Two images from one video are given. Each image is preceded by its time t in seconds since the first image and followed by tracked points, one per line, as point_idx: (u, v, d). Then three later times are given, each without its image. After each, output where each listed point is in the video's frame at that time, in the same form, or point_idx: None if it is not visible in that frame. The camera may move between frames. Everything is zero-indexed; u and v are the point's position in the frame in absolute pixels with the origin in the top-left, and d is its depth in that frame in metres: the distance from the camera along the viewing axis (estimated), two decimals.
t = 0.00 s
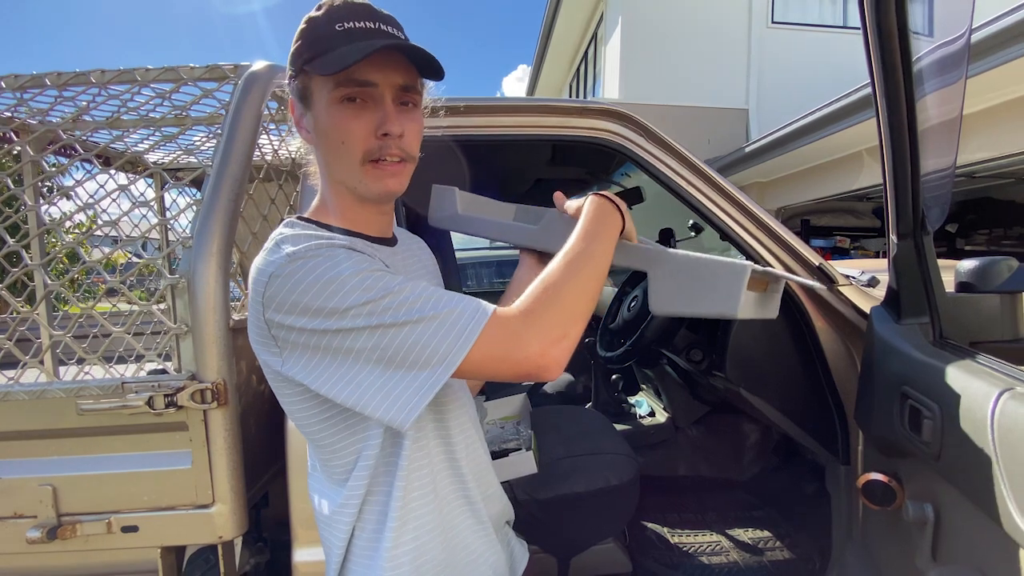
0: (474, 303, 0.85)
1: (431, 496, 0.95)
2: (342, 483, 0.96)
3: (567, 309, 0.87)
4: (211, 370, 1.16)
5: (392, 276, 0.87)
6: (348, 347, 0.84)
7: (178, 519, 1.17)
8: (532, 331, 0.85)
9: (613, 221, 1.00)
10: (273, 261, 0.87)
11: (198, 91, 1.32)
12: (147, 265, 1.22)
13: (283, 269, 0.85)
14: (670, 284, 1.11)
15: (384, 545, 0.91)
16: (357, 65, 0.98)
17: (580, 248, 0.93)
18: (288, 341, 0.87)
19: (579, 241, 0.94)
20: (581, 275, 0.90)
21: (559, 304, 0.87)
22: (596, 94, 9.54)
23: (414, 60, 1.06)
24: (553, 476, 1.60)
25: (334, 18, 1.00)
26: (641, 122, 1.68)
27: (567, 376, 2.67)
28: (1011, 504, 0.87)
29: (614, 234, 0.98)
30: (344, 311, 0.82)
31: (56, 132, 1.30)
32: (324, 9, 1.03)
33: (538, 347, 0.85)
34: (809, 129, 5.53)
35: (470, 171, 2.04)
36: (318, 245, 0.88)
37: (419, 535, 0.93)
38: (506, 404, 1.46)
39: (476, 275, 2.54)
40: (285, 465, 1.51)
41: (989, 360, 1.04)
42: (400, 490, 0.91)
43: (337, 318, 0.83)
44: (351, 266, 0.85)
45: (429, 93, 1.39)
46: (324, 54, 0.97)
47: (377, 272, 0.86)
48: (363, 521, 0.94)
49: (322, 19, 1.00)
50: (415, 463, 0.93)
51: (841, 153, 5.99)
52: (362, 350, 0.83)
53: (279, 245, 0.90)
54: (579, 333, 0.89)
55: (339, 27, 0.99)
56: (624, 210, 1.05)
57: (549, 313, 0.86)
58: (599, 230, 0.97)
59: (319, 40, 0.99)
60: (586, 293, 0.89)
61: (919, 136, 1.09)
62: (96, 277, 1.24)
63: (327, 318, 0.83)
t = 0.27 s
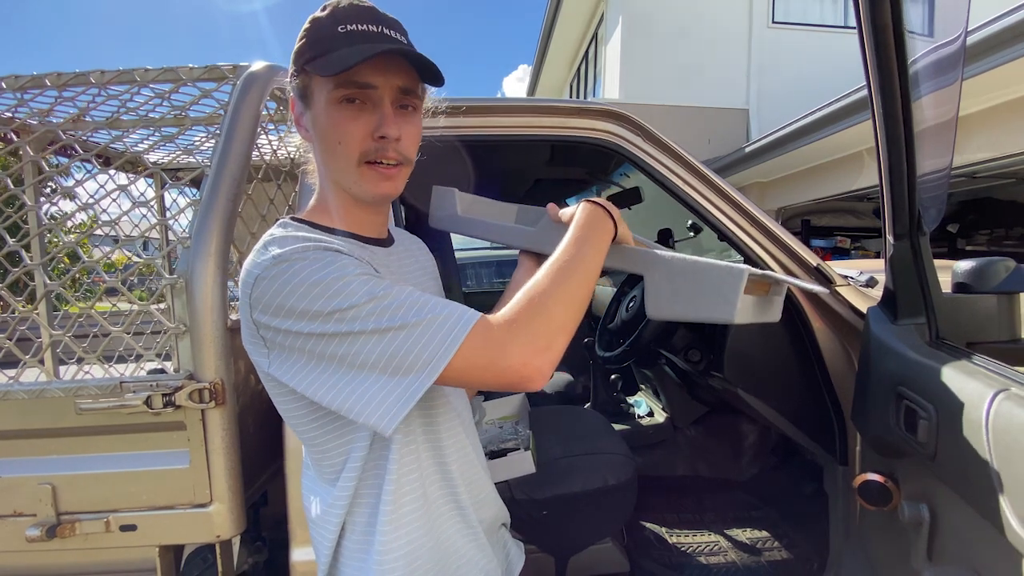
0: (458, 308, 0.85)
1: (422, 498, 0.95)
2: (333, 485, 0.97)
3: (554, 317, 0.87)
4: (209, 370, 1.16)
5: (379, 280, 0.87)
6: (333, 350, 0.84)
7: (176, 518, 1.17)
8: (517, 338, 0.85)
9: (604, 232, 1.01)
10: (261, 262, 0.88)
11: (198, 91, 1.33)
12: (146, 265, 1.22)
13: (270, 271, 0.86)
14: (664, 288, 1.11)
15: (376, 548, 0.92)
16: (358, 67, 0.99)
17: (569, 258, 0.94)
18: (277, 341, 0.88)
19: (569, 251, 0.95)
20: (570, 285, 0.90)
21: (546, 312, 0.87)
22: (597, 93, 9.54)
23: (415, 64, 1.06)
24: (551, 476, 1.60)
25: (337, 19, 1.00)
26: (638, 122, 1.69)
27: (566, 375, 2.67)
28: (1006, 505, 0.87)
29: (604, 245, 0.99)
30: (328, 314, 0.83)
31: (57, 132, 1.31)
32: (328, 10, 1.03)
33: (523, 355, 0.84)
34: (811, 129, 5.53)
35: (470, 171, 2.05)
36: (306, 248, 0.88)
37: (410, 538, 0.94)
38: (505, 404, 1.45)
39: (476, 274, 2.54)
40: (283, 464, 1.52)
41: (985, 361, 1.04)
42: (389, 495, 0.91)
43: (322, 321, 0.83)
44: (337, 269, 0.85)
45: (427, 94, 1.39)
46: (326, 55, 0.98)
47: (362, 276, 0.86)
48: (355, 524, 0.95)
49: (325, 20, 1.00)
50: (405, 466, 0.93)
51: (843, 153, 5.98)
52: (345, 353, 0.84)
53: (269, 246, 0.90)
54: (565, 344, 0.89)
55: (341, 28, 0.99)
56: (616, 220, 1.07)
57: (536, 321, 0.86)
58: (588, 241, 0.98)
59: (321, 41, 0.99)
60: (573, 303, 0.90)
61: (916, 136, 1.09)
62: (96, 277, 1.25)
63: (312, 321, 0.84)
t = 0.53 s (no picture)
0: (453, 311, 0.85)
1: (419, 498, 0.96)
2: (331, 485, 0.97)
3: (549, 322, 0.87)
4: (208, 369, 1.16)
5: (375, 282, 0.87)
6: (328, 352, 0.84)
7: (176, 517, 1.18)
8: (511, 344, 0.85)
9: (603, 232, 1.00)
10: (256, 264, 0.88)
11: (198, 91, 1.33)
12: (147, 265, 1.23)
13: (265, 273, 0.87)
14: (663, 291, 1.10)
15: (374, 549, 0.92)
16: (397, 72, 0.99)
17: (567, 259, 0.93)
18: (273, 343, 0.88)
19: (566, 253, 0.94)
20: (566, 289, 0.89)
21: (541, 317, 0.87)
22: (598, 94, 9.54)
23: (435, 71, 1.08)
24: (550, 475, 1.60)
25: (370, 23, 0.98)
26: (637, 122, 1.70)
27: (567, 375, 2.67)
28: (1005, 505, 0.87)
29: (602, 245, 0.98)
30: (323, 316, 0.83)
31: (58, 132, 1.31)
32: (351, 9, 1.00)
33: (517, 360, 0.85)
34: (812, 129, 5.52)
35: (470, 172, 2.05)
36: (301, 250, 0.88)
37: (407, 538, 0.94)
38: (505, 403, 1.45)
39: (476, 274, 2.55)
40: (283, 463, 1.52)
41: (984, 361, 1.04)
42: (387, 496, 0.91)
43: (317, 324, 0.83)
44: (332, 271, 0.86)
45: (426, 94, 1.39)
46: (366, 59, 0.96)
47: (357, 278, 0.86)
48: (354, 524, 0.95)
49: (355, 22, 0.98)
50: (400, 466, 0.93)
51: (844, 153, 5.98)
52: (340, 355, 0.84)
53: (264, 247, 0.91)
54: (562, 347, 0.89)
55: (376, 33, 0.98)
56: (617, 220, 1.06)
57: (530, 326, 0.86)
58: (587, 241, 0.96)
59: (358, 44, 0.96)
60: (570, 307, 0.89)
61: (915, 136, 1.09)
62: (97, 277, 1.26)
63: (307, 323, 0.84)
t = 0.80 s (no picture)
0: (455, 311, 0.85)
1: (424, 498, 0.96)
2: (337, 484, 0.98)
3: (551, 320, 0.87)
4: (211, 370, 1.17)
5: (377, 283, 0.88)
6: (332, 353, 0.85)
7: (180, 517, 1.18)
8: (512, 341, 0.85)
9: (608, 232, 1.00)
10: (261, 266, 0.89)
11: (202, 93, 1.34)
12: (151, 266, 1.24)
13: (269, 275, 0.87)
14: (668, 290, 1.10)
15: (379, 548, 0.92)
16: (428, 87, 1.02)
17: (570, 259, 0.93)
18: (277, 345, 0.89)
19: (570, 253, 0.95)
20: (570, 288, 0.90)
21: (543, 315, 0.87)
22: (600, 94, 9.54)
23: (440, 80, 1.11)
24: (552, 475, 1.61)
25: (405, 38, 1.00)
26: (637, 122, 1.69)
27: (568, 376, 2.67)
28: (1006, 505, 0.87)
29: (605, 246, 0.98)
30: (327, 317, 0.84)
31: (62, 134, 1.32)
32: (382, 21, 1.00)
33: (518, 358, 0.84)
34: (814, 129, 5.51)
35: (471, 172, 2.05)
36: (305, 251, 0.89)
37: (413, 537, 0.94)
38: (506, 404, 1.46)
39: (478, 275, 2.55)
40: (286, 463, 1.53)
41: (985, 361, 1.04)
42: (391, 496, 0.92)
43: (321, 325, 0.84)
44: (335, 272, 0.86)
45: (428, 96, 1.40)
46: (406, 74, 0.98)
47: (360, 279, 0.87)
48: (360, 524, 0.96)
49: (383, 34, 0.98)
50: (405, 466, 0.94)
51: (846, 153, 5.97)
52: (345, 356, 0.85)
53: (269, 249, 0.92)
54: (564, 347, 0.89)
55: (410, 49, 1.00)
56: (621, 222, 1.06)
57: (533, 324, 0.86)
58: (591, 241, 0.97)
59: (398, 60, 0.98)
60: (572, 306, 0.89)
61: (915, 136, 1.10)
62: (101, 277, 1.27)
63: (311, 325, 0.84)
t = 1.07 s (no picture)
0: (459, 318, 0.85)
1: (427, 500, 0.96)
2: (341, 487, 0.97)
3: (555, 329, 0.86)
4: (215, 371, 1.17)
5: (381, 287, 0.87)
6: (335, 356, 0.85)
7: (183, 518, 1.18)
8: (516, 350, 0.84)
9: (615, 237, 0.98)
10: (265, 268, 0.89)
11: (205, 94, 1.34)
12: (155, 267, 1.24)
13: (274, 277, 0.87)
14: (677, 290, 1.16)
15: (384, 552, 0.92)
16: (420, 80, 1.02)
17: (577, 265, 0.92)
18: (281, 346, 0.89)
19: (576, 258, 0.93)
20: (575, 296, 0.88)
21: (548, 323, 0.86)
22: (602, 94, 9.53)
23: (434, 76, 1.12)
24: (554, 477, 1.61)
25: (396, 32, 1.01)
26: (640, 122, 1.68)
27: (571, 377, 2.67)
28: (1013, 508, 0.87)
29: (611, 253, 0.96)
30: (330, 321, 0.83)
31: (66, 136, 1.33)
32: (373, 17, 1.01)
33: (521, 367, 0.84)
34: (817, 129, 5.50)
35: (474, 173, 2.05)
36: (310, 253, 0.89)
37: (417, 541, 0.94)
38: (509, 404, 1.45)
39: (480, 276, 2.55)
40: (289, 464, 1.53)
41: (992, 362, 1.03)
42: (396, 499, 0.92)
43: (324, 328, 0.84)
44: (339, 275, 0.86)
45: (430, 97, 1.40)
46: (398, 68, 0.98)
47: (364, 282, 0.86)
48: (364, 529, 0.95)
49: (372, 29, 0.99)
50: (409, 467, 0.94)
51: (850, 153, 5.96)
52: (348, 359, 0.84)
53: (274, 250, 0.91)
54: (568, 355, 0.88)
55: (401, 43, 1.00)
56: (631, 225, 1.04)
57: (537, 332, 0.85)
58: (598, 247, 0.95)
59: (390, 54, 0.98)
60: (577, 315, 0.88)
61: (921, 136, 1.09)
62: (106, 278, 1.27)
63: (314, 327, 0.84)
